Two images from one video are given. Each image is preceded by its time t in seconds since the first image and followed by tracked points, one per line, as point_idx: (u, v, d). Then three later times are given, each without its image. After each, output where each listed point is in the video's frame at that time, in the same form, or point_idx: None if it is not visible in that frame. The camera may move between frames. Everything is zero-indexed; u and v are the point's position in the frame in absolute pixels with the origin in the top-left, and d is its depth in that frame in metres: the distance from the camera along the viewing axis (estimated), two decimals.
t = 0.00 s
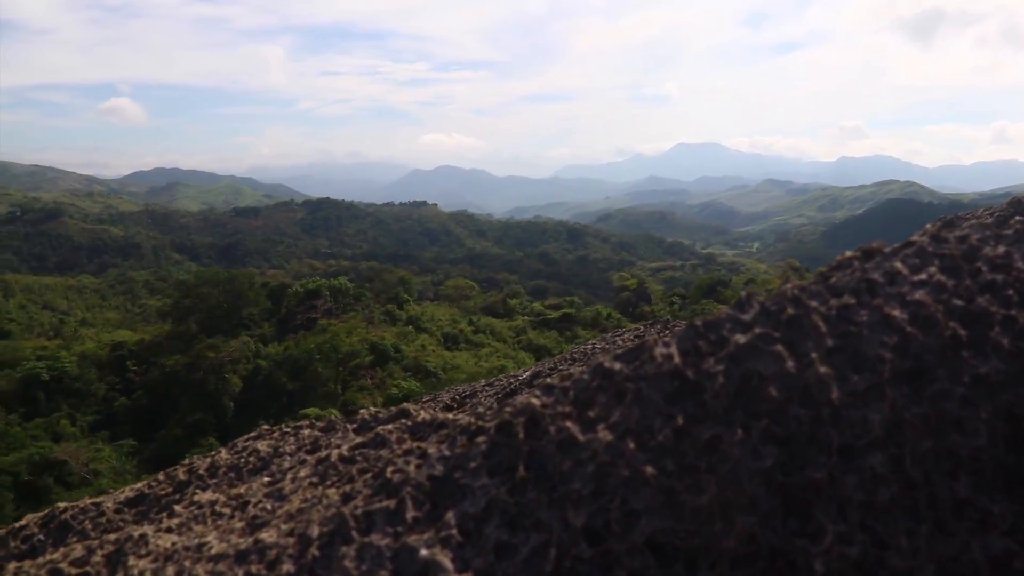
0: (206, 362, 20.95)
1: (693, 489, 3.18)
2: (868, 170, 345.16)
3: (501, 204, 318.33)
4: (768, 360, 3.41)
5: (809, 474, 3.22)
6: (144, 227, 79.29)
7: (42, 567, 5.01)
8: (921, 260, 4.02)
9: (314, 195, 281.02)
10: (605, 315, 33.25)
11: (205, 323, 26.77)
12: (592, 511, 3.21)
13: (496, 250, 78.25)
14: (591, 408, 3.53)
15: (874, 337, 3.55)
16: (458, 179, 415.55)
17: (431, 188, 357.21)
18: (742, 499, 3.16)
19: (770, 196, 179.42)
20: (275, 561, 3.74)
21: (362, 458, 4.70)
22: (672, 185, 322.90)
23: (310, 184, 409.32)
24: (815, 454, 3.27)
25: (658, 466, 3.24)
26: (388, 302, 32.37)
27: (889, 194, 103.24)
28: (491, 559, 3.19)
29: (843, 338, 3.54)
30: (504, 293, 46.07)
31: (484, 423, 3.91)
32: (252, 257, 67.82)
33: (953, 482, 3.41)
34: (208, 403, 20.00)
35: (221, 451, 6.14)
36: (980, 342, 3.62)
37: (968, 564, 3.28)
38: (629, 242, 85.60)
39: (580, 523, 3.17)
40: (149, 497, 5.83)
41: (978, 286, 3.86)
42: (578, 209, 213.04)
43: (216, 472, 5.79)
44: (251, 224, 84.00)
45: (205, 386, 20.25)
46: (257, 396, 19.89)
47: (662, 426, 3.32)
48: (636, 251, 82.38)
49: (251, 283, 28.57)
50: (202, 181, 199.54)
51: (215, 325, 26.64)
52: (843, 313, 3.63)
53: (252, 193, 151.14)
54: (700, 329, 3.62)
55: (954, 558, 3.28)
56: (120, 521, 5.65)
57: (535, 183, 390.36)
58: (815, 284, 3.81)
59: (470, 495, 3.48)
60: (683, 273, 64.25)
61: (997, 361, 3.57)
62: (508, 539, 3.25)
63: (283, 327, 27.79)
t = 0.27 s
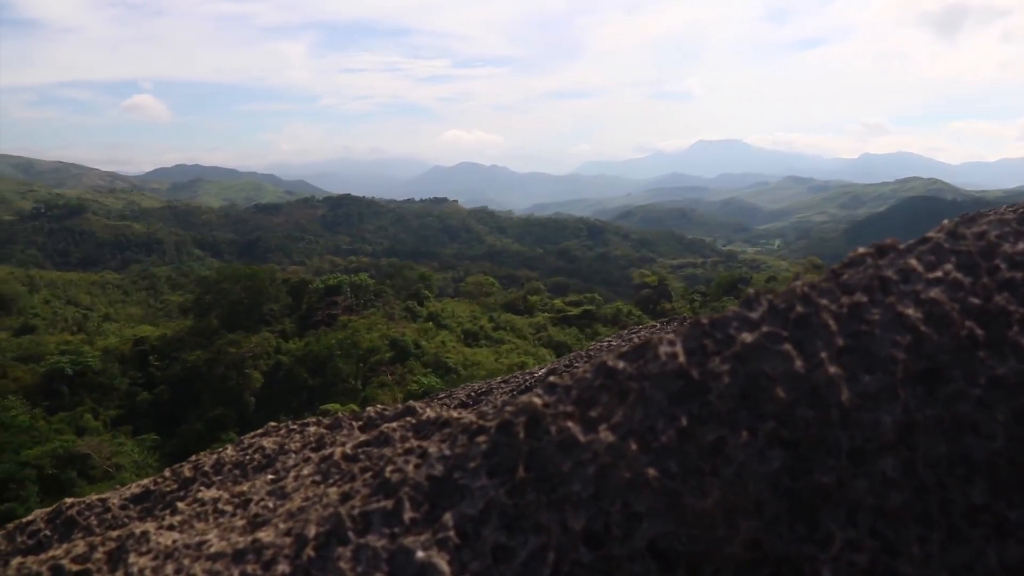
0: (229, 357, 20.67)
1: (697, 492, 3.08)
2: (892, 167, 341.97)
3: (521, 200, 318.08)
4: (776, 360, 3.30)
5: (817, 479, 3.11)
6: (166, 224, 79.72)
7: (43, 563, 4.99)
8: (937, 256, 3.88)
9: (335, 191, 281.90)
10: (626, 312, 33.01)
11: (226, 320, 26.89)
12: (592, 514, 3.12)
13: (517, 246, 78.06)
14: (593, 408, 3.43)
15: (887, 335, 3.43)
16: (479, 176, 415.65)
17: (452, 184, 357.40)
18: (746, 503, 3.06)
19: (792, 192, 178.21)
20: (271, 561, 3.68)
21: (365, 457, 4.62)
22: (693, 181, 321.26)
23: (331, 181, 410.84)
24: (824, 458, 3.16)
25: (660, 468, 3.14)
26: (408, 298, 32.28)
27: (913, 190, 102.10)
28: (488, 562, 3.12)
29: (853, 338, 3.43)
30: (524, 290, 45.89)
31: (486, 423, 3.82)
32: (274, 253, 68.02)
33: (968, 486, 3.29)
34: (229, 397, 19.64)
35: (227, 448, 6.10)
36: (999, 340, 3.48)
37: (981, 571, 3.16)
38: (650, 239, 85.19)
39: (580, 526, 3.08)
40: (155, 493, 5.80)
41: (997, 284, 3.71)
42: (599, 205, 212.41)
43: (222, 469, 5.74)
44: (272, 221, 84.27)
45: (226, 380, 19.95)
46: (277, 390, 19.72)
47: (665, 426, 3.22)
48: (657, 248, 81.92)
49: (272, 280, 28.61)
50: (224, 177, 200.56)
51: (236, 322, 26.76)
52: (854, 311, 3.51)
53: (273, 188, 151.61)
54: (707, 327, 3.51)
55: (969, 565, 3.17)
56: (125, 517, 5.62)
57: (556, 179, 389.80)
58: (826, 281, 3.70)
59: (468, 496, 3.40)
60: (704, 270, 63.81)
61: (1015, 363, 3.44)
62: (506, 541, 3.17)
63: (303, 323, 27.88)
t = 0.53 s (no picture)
0: (251, 352, 20.60)
1: (698, 493, 3.01)
2: (916, 163, 338.86)
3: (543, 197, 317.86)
4: (781, 359, 3.22)
5: (822, 482, 3.04)
6: (189, 220, 80.26)
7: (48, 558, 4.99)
8: (951, 253, 3.78)
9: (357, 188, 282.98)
10: (647, 309, 32.82)
11: (247, 315, 26.46)
12: (591, 515, 3.05)
13: (538, 243, 77.95)
14: (594, 408, 3.37)
15: (897, 334, 3.33)
16: (500, 172, 415.67)
17: (473, 181, 357.88)
18: (749, 505, 2.99)
19: (815, 190, 177.07)
20: (268, 559, 3.66)
21: (368, 455, 4.58)
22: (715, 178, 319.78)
23: (353, 176, 412.55)
24: (828, 459, 3.09)
25: (662, 470, 3.06)
26: (429, 294, 32.26)
27: (938, 187, 101.11)
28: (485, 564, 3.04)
29: (862, 337, 3.34)
30: (545, 286, 45.83)
31: (488, 422, 3.76)
32: (295, 250, 68.29)
33: (981, 491, 3.18)
34: (250, 392, 19.25)
35: (234, 444, 6.08)
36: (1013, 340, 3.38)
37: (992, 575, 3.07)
38: (671, 235, 84.83)
39: (578, 528, 3.02)
40: (162, 489, 5.78)
41: (1013, 282, 3.60)
42: (621, 202, 211.95)
43: (229, 466, 5.71)
44: (294, 217, 84.64)
45: (249, 374, 19.64)
46: (299, 387, 19.65)
47: (666, 427, 3.15)
48: (679, 245, 81.53)
49: (293, 275, 28.31)
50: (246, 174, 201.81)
51: (258, 317, 26.35)
52: (863, 311, 3.42)
53: (295, 185, 152.32)
54: (712, 326, 3.44)
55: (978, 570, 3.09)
56: (131, 513, 5.61)
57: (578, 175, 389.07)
58: (834, 279, 3.61)
59: (467, 496, 3.34)
60: (726, 267, 63.46)
61: None
62: (504, 543, 3.11)
63: (325, 318, 27.90)
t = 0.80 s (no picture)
0: (273, 350, 20.51)
1: (694, 498, 2.96)
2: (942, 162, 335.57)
3: (564, 195, 317.47)
4: (782, 361, 3.15)
5: (821, 487, 2.98)
6: (212, 218, 80.75)
7: (52, 554, 5.01)
8: (959, 254, 3.71)
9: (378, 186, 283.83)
10: (668, 308, 32.63)
11: (269, 313, 26.43)
12: (585, 519, 3.01)
13: (559, 242, 77.80)
14: (592, 409, 3.33)
15: (902, 337, 3.26)
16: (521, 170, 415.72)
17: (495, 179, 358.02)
18: (746, 510, 2.93)
19: (838, 188, 175.83)
20: (264, 558, 3.65)
21: (370, 454, 4.55)
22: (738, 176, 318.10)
23: (375, 175, 413.97)
24: (829, 465, 3.02)
25: (658, 472, 3.02)
26: (450, 292, 32.21)
27: (963, 186, 100.06)
28: (477, 566, 3.00)
29: (866, 339, 3.27)
30: (566, 285, 45.70)
31: (485, 423, 3.72)
32: (317, 247, 68.51)
33: (988, 497, 3.10)
34: (271, 389, 19.07)
35: (241, 443, 6.08)
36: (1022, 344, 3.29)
37: None
38: (693, 234, 84.41)
39: (572, 531, 2.97)
40: (168, 486, 5.78)
41: None
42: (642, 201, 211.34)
43: (235, 464, 5.71)
44: (316, 215, 84.98)
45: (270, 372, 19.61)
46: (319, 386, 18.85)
47: (663, 430, 3.10)
48: (701, 243, 81.08)
49: (314, 274, 28.37)
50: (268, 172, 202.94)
51: (280, 315, 26.32)
52: (867, 312, 3.35)
53: (317, 183, 152.91)
54: (712, 327, 3.39)
55: None
56: (137, 510, 5.62)
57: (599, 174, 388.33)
58: (839, 280, 3.55)
59: (463, 497, 3.30)
60: (748, 266, 63.05)
61: None
62: (498, 544, 3.07)
63: (346, 316, 27.85)
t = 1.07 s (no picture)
0: (295, 349, 20.42)
1: (690, 500, 2.92)
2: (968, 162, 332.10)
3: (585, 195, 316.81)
4: (782, 361, 3.11)
5: (819, 489, 2.93)
6: (235, 216, 81.20)
7: (59, 548, 5.04)
8: (967, 253, 3.63)
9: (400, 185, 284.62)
10: (689, 308, 32.46)
11: (292, 310, 26.56)
12: (581, 518, 2.98)
13: (580, 241, 77.65)
14: (589, 408, 3.31)
15: (904, 338, 3.20)
16: (542, 169, 415.51)
17: (516, 178, 358.20)
18: (742, 513, 2.89)
19: (862, 188, 174.45)
20: (262, 555, 3.64)
21: (372, 452, 4.54)
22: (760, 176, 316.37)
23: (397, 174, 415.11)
24: (829, 468, 2.98)
25: (655, 473, 2.98)
26: (471, 291, 32.17)
27: (989, 185, 99.00)
28: (472, 564, 2.98)
29: (867, 339, 3.23)
30: (587, 284, 45.56)
31: (484, 422, 3.70)
32: (339, 246, 68.72)
33: (991, 502, 3.06)
34: (293, 388, 19.06)
35: (249, 439, 6.08)
36: None
37: None
38: (716, 234, 83.96)
39: (566, 531, 2.94)
40: (175, 481, 5.79)
41: None
42: (664, 200, 210.60)
43: (241, 461, 5.71)
44: (338, 214, 85.31)
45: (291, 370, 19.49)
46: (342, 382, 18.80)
47: (659, 430, 3.06)
48: (723, 242, 80.64)
49: (336, 272, 28.49)
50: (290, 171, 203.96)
51: (302, 313, 26.44)
52: (869, 310, 3.31)
53: (339, 182, 153.42)
54: (712, 326, 3.35)
55: None
56: (145, 504, 5.63)
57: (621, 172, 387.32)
58: (841, 280, 3.50)
59: (460, 496, 3.25)
60: (771, 267, 62.65)
61: None
62: (493, 544, 3.04)
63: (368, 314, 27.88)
